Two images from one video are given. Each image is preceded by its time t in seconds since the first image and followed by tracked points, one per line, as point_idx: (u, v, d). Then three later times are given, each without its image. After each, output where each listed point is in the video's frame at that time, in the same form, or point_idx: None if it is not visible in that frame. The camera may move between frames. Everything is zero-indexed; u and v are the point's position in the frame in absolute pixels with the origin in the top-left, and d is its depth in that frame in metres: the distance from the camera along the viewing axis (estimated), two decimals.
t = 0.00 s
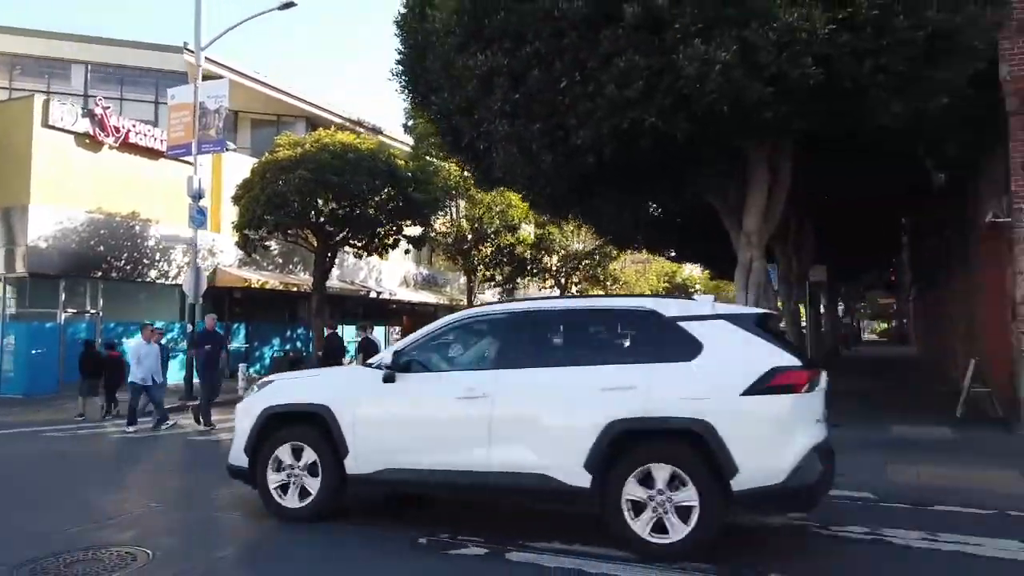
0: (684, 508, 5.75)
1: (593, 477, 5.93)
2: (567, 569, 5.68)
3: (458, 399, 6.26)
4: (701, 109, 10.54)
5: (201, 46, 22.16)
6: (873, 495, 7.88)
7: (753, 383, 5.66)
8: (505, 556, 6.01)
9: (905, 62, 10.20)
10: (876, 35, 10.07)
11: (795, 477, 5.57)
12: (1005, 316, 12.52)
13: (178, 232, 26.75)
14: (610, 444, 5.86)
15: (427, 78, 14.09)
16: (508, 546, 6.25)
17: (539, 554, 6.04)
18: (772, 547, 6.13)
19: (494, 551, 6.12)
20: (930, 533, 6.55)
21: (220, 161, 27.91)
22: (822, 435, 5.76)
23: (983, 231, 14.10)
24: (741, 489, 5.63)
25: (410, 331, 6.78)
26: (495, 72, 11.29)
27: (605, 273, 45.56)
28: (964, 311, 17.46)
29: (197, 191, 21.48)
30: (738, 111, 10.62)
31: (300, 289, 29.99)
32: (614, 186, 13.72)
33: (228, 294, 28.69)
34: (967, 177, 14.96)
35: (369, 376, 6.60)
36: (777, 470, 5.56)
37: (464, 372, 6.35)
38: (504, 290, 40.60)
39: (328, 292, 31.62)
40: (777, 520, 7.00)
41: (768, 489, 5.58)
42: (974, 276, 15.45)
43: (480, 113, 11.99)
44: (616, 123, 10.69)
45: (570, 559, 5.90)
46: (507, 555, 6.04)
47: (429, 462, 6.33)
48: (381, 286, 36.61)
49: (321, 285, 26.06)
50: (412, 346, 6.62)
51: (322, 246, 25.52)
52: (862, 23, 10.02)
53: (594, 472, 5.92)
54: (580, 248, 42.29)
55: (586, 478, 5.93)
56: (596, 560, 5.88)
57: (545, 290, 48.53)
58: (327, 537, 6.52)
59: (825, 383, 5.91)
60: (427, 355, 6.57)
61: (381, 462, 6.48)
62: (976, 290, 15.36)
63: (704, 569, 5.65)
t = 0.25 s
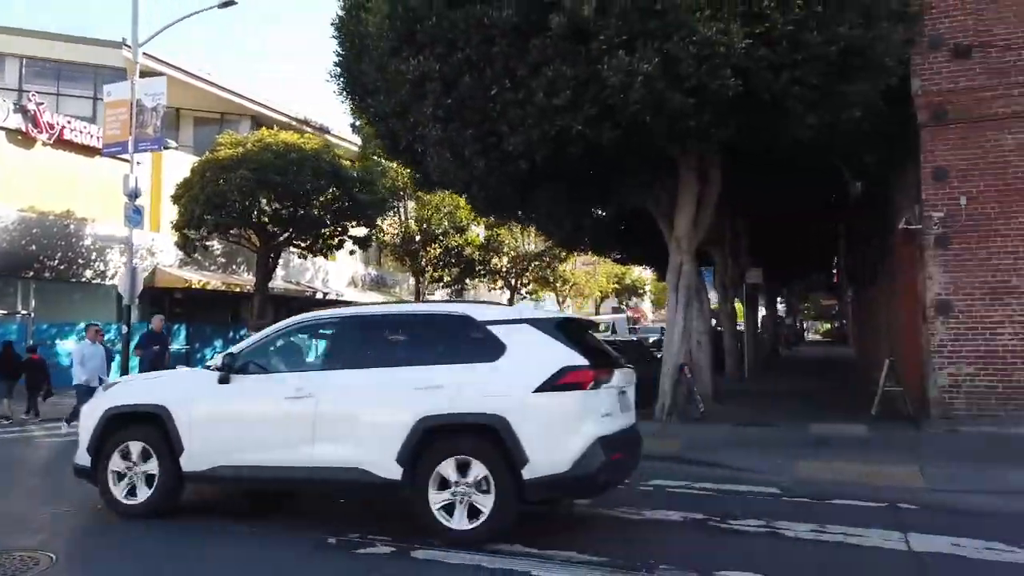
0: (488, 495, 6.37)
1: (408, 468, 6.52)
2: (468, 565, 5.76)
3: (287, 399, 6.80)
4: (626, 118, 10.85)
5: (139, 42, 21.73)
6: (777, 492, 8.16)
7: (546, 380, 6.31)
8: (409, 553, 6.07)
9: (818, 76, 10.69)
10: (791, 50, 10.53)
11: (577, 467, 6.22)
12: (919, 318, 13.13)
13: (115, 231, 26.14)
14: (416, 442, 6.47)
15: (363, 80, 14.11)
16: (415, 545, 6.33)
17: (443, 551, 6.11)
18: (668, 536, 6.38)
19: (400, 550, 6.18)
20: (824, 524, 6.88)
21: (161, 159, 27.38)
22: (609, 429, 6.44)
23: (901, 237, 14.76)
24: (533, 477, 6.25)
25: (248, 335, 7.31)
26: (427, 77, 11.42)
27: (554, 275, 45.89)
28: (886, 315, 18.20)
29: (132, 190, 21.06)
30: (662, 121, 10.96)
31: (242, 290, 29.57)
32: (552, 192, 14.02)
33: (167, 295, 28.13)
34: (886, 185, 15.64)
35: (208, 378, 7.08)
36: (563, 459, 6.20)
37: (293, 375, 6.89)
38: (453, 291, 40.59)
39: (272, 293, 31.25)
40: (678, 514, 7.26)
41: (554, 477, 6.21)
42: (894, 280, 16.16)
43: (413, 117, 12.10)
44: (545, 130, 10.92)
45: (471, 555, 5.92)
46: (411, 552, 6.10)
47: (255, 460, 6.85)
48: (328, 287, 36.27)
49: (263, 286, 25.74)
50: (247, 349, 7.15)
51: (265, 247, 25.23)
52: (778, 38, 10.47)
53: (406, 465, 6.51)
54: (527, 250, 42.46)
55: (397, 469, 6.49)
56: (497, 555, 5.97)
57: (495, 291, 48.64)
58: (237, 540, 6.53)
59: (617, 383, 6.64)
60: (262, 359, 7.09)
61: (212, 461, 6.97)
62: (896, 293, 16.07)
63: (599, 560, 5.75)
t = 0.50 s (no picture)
0: (274, 502, 6.56)
1: (200, 466, 6.62)
2: (345, 563, 5.66)
3: (86, 399, 6.83)
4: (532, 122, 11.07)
5: (39, 31, 20.80)
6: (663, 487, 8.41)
7: (335, 380, 6.48)
8: (286, 554, 5.90)
9: (714, 87, 11.18)
10: (687, 62, 10.97)
11: (363, 462, 6.39)
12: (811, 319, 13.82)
13: (13, 228, 24.91)
14: (211, 441, 6.57)
15: (271, 77, 13.91)
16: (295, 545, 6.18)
17: (320, 550, 5.98)
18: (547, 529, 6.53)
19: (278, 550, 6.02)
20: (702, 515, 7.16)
21: (65, 154, 26.24)
22: (400, 425, 6.61)
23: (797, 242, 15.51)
24: (317, 472, 6.44)
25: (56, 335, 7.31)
26: (334, 77, 11.39)
27: (479, 276, 45.99)
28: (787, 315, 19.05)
29: (31, 185, 20.12)
30: (566, 127, 11.23)
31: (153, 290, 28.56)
32: (466, 194, 14.15)
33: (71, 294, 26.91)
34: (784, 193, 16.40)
35: (9, 379, 7.07)
36: (350, 454, 6.37)
37: (96, 374, 6.92)
38: (377, 292, 40.19)
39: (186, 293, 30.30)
40: (563, 508, 7.30)
41: (341, 472, 6.40)
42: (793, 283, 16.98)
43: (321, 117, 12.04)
44: (452, 133, 11.03)
45: (347, 554, 5.87)
46: (289, 552, 5.94)
47: (53, 460, 6.86)
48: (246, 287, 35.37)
49: (174, 285, 24.93)
50: (52, 350, 7.15)
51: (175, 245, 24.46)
52: (676, 49, 10.89)
53: (199, 463, 6.61)
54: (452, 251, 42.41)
55: (189, 467, 6.60)
56: (377, 552, 5.88)
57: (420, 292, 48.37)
58: (111, 546, 6.31)
59: (412, 381, 6.83)
60: (66, 360, 7.09)
61: (10, 461, 6.96)
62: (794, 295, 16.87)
63: (472, 554, 5.76)
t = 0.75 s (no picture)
0: (71, 512, 6.49)
1: (4, 466, 6.54)
2: (239, 566, 5.53)
3: None
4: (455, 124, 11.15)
5: None
6: (575, 484, 8.56)
7: (140, 382, 6.40)
8: (179, 559, 5.74)
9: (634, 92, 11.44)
10: (607, 68, 11.22)
11: (169, 462, 6.34)
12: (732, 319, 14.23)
13: None
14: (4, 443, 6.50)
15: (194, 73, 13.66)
16: (189, 549, 6.02)
17: (215, 554, 5.85)
18: (450, 526, 6.60)
19: (172, 555, 5.86)
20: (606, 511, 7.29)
21: None
22: (212, 425, 6.57)
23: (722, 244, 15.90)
24: (122, 472, 6.38)
25: None
26: (256, 75, 11.29)
27: (423, 277, 45.80)
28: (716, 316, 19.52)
29: None
30: (489, 129, 11.34)
31: (78, 290, 27.61)
32: (394, 195, 14.09)
33: None
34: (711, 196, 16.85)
35: None
36: (156, 454, 6.32)
37: None
38: (317, 292, 39.64)
39: (114, 293, 29.38)
40: (472, 507, 7.32)
41: (145, 472, 6.33)
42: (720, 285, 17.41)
43: (243, 114, 11.90)
44: (375, 133, 11.04)
45: (245, 557, 5.74)
46: (183, 557, 5.77)
47: None
48: (181, 287, 34.50)
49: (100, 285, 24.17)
50: None
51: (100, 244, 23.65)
52: (596, 55, 11.11)
53: (1, 462, 6.53)
54: (393, 251, 42.14)
55: None
56: (273, 554, 5.77)
57: (364, 293, 47.90)
58: None
59: (228, 381, 6.79)
60: None
61: None
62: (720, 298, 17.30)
63: (372, 554, 5.70)
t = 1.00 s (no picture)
0: None
1: None
2: (139, 570, 5.49)
3: None
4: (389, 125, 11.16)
5: None
6: (500, 483, 8.66)
7: None
8: (79, 564, 5.67)
9: (568, 98, 11.58)
10: (541, 72, 11.34)
11: None
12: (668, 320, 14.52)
13: None
14: None
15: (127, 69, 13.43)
16: (92, 553, 5.94)
17: (118, 558, 5.78)
18: (364, 527, 6.62)
19: (73, 559, 5.78)
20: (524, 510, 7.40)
21: None
22: (30, 427, 6.67)
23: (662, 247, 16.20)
24: None
25: None
26: (186, 73, 11.19)
27: (376, 278, 45.48)
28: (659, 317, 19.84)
29: None
30: (424, 131, 11.37)
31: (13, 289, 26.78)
32: (333, 196, 14.01)
33: None
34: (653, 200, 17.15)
35: None
36: None
37: None
38: (267, 291, 39.08)
39: (52, 292, 28.58)
40: (390, 508, 7.33)
41: None
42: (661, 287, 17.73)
43: (174, 112, 11.77)
44: (307, 134, 10.99)
45: (147, 561, 5.69)
46: (83, 562, 5.70)
47: None
48: (124, 286, 33.69)
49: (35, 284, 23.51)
50: None
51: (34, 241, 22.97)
52: (530, 60, 11.22)
53: None
54: (346, 251, 41.73)
55: None
56: (177, 558, 5.73)
57: (316, 293, 47.37)
58: None
59: (52, 384, 6.93)
60: None
61: None
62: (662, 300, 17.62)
63: (276, 557, 5.69)
